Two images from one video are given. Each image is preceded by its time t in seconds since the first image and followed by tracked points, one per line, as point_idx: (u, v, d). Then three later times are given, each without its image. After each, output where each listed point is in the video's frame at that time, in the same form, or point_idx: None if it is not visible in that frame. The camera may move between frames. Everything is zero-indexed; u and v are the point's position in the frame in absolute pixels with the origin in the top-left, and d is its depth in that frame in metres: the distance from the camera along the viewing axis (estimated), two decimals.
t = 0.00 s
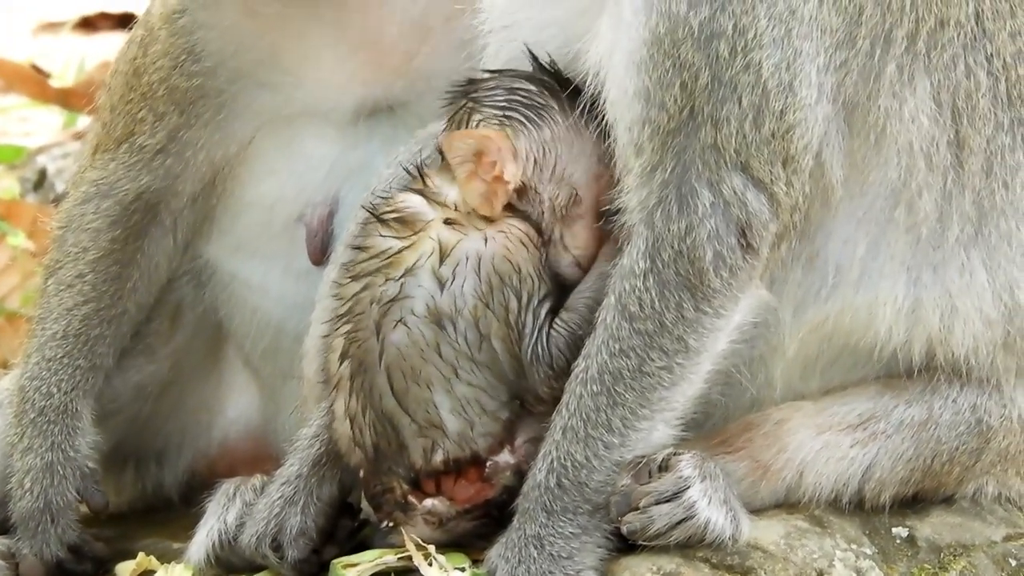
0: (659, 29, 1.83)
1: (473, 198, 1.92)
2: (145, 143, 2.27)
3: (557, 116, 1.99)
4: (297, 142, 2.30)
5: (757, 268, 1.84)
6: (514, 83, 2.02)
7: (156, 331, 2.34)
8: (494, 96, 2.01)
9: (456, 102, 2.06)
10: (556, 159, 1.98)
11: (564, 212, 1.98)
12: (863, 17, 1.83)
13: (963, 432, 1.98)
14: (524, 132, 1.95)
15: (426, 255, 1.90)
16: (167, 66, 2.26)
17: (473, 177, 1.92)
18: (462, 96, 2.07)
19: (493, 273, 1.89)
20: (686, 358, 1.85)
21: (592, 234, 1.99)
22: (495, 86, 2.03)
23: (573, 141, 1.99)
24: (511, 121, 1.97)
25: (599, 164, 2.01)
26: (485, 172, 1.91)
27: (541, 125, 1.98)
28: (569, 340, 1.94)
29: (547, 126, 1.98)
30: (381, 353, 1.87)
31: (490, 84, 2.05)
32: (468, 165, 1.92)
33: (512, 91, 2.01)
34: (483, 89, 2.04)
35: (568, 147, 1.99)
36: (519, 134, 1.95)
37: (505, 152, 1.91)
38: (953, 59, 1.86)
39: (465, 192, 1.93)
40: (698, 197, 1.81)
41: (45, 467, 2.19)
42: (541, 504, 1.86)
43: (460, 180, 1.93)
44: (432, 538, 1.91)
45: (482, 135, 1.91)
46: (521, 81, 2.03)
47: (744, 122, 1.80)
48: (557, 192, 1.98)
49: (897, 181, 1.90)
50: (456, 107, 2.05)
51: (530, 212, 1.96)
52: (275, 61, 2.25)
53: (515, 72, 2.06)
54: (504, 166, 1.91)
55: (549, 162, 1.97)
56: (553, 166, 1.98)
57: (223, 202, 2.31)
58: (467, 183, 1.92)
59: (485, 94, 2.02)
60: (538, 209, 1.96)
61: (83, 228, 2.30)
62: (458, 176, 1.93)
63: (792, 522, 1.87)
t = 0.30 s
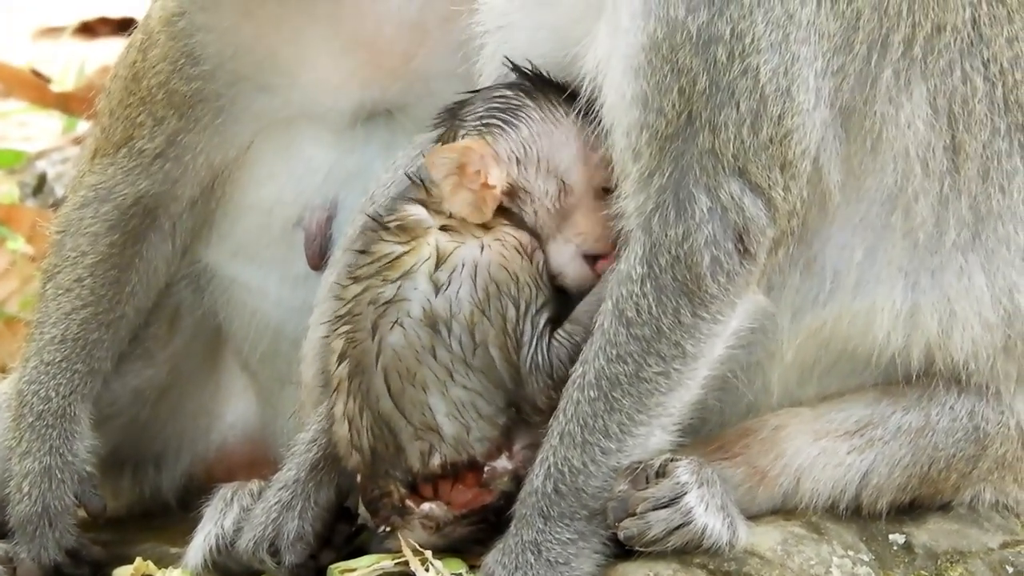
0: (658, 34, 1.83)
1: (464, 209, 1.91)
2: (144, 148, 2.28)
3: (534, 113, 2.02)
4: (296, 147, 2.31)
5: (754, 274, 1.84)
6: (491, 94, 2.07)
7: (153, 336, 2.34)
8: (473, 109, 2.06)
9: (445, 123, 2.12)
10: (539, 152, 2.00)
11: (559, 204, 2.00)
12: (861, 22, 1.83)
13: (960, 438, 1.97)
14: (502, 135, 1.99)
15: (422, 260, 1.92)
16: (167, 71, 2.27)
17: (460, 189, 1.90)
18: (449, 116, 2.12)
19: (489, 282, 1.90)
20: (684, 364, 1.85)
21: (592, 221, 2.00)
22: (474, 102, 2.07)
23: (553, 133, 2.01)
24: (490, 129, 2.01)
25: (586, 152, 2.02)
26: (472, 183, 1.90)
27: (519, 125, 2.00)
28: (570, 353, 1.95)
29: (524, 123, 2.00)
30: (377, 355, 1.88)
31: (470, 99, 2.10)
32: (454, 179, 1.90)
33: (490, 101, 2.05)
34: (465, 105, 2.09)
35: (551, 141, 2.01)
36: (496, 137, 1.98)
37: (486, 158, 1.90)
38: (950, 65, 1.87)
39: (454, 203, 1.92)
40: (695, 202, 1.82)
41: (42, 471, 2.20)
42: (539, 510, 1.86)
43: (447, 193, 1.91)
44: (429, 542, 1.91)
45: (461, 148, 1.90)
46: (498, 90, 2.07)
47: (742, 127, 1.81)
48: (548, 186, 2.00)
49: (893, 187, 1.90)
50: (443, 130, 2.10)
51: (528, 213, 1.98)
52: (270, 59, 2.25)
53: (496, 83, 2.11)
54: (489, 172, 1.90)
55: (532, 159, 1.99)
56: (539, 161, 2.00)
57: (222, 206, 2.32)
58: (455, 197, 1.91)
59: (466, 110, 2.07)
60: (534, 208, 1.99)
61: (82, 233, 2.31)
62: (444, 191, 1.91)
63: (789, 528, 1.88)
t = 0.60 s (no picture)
0: (656, 37, 1.83)
1: (475, 223, 1.93)
2: (144, 148, 2.28)
3: (528, 113, 2.02)
4: (295, 149, 2.31)
5: (752, 276, 1.84)
6: (481, 101, 2.07)
7: (153, 337, 2.34)
8: (467, 120, 2.07)
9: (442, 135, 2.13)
10: (541, 150, 1.99)
11: (571, 197, 1.99)
12: (859, 24, 1.83)
13: (959, 440, 1.97)
14: (499, 141, 1.99)
15: (427, 267, 1.93)
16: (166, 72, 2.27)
17: (469, 202, 1.93)
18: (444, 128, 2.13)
19: (495, 290, 1.90)
20: (682, 366, 1.85)
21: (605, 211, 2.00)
22: (466, 112, 2.09)
23: (549, 128, 2.01)
24: (486, 136, 2.01)
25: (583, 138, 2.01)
26: (479, 195, 1.92)
27: (516, 128, 2.00)
28: (572, 361, 1.95)
29: (520, 125, 2.00)
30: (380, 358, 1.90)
31: (463, 111, 2.11)
32: (462, 192, 1.93)
33: (481, 109, 2.06)
34: (458, 118, 2.10)
35: (549, 136, 2.00)
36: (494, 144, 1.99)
37: (490, 168, 1.93)
38: (947, 67, 1.86)
39: (463, 215, 1.94)
40: (694, 204, 1.82)
41: (43, 472, 2.20)
42: (538, 512, 1.86)
43: (456, 207, 1.94)
44: (428, 544, 1.91)
45: (464, 161, 1.93)
46: (488, 96, 2.07)
47: (740, 129, 1.81)
48: (555, 181, 1.99)
49: (891, 189, 1.90)
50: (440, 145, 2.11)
51: (539, 211, 1.99)
52: (268, 64, 2.25)
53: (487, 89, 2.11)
54: (495, 181, 1.92)
55: (533, 158, 1.99)
56: (541, 158, 1.99)
57: (221, 206, 2.32)
58: (464, 209, 1.93)
59: (459, 123, 2.08)
60: (544, 207, 1.99)
61: (82, 234, 2.31)
62: (454, 208, 1.94)
63: (788, 530, 1.88)
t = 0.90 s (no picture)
0: (654, 36, 1.83)
1: (479, 219, 1.93)
2: (143, 145, 2.28)
3: (550, 120, 2.01)
4: (294, 144, 2.31)
5: (752, 276, 1.84)
6: (500, 91, 2.03)
7: (154, 336, 2.34)
8: (483, 106, 2.02)
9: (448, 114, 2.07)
10: (557, 162, 2.00)
11: (572, 213, 2.00)
12: (858, 24, 1.83)
13: (960, 442, 1.97)
14: (520, 143, 1.96)
15: (423, 269, 1.92)
16: (166, 70, 2.28)
17: (479, 198, 1.92)
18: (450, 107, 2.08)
19: (491, 284, 1.89)
20: (683, 366, 1.85)
21: (601, 231, 2.01)
22: (483, 96, 2.04)
23: (568, 143, 2.01)
24: (506, 133, 1.98)
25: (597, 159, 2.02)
26: (488, 190, 1.91)
27: (535, 134, 1.99)
28: (566, 356, 1.94)
29: (541, 131, 1.99)
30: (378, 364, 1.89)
31: (477, 92, 2.05)
32: (473, 186, 1.92)
33: (500, 100, 2.02)
34: (471, 99, 2.05)
35: (566, 150, 2.01)
36: (516, 145, 1.96)
37: (503, 167, 1.91)
38: (947, 68, 1.86)
39: (471, 213, 1.93)
40: (693, 205, 1.82)
41: (42, 468, 2.20)
42: (538, 513, 1.86)
43: (464, 204, 1.93)
44: (428, 545, 1.91)
45: (478, 154, 1.91)
46: (508, 88, 2.04)
47: (739, 130, 1.81)
48: (563, 195, 2.00)
49: (890, 190, 1.90)
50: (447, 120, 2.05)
51: (543, 220, 1.99)
52: (268, 53, 2.28)
53: (503, 76, 2.07)
54: (506, 180, 1.91)
55: (549, 169, 1.99)
56: (556, 170, 2.00)
57: (222, 206, 2.32)
58: (473, 206, 1.93)
59: (474, 105, 2.03)
60: (545, 215, 1.99)
61: (82, 232, 2.31)
62: (462, 199, 1.93)
63: (789, 531, 1.87)
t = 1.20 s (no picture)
0: (654, 36, 1.83)
1: (485, 220, 1.95)
2: (144, 143, 2.28)
3: (548, 115, 2.02)
4: (295, 143, 2.31)
5: (754, 275, 1.84)
6: (495, 90, 2.03)
7: (156, 334, 2.34)
8: (479, 107, 2.02)
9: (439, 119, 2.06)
10: (559, 157, 2.01)
11: (577, 206, 2.02)
12: (859, 23, 1.83)
13: (961, 441, 1.97)
14: (520, 142, 1.98)
15: (420, 266, 1.91)
16: (166, 68, 2.28)
17: (484, 199, 1.95)
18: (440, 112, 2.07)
19: (486, 276, 1.90)
20: (684, 365, 1.85)
21: (602, 228, 2.03)
22: (477, 97, 2.03)
23: (569, 136, 2.02)
24: (505, 132, 1.98)
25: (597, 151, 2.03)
26: (493, 191, 1.94)
27: (535, 131, 2.00)
28: (559, 345, 1.94)
29: (541, 128, 2.01)
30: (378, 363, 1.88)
31: (469, 95, 2.05)
32: (478, 187, 1.95)
33: (495, 100, 2.02)
34: (465, 101, 2.04)
35: (566, 144, 2.01)
36: (517, 143, 1.97)
37: (506, 165, 1.94)
38: (949, 67, 1.86)
39: (477, 219, 1.95)
40: (694, 204, 1.82)
41: (42, 464, 2.20)
42: (539, 512, 1.86)
43: (470, 206, 1.95)
44: (429, 544, 1.91)
45: (481, 155, 1.94)
46: (502, 87, 2.04)
47: (740, 129, 1.81)
48: (566, 189, 2.02)
49: (891, 189, 1.90)
50: (440, 122, 2.04)
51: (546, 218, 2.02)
52: (264, 48, 2.27)
53: (493, 76, 2.07)
54: (510, 179, 1.94)
55: (552, 164, 2.00)
56: (559, 165, 2.01)
57: (224, 206, 2.33)
58: (478, 209, 1.95)
59: (468, 108, 2.03)
60: (550, 210, 2.02)
61: (82, 229, 2.31)
62: (467, 202, 1.96)
63: (790, 530, 1.87)
